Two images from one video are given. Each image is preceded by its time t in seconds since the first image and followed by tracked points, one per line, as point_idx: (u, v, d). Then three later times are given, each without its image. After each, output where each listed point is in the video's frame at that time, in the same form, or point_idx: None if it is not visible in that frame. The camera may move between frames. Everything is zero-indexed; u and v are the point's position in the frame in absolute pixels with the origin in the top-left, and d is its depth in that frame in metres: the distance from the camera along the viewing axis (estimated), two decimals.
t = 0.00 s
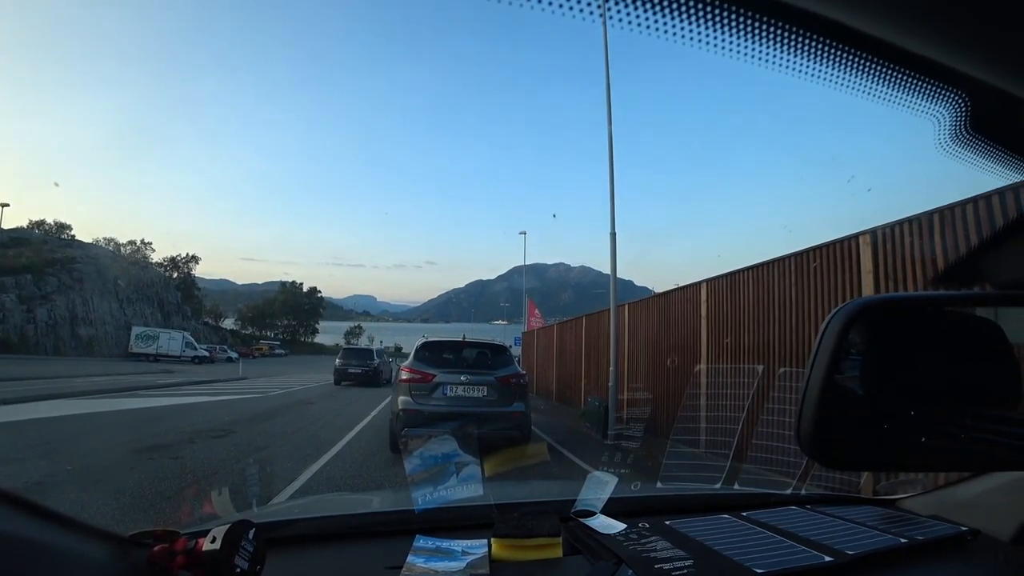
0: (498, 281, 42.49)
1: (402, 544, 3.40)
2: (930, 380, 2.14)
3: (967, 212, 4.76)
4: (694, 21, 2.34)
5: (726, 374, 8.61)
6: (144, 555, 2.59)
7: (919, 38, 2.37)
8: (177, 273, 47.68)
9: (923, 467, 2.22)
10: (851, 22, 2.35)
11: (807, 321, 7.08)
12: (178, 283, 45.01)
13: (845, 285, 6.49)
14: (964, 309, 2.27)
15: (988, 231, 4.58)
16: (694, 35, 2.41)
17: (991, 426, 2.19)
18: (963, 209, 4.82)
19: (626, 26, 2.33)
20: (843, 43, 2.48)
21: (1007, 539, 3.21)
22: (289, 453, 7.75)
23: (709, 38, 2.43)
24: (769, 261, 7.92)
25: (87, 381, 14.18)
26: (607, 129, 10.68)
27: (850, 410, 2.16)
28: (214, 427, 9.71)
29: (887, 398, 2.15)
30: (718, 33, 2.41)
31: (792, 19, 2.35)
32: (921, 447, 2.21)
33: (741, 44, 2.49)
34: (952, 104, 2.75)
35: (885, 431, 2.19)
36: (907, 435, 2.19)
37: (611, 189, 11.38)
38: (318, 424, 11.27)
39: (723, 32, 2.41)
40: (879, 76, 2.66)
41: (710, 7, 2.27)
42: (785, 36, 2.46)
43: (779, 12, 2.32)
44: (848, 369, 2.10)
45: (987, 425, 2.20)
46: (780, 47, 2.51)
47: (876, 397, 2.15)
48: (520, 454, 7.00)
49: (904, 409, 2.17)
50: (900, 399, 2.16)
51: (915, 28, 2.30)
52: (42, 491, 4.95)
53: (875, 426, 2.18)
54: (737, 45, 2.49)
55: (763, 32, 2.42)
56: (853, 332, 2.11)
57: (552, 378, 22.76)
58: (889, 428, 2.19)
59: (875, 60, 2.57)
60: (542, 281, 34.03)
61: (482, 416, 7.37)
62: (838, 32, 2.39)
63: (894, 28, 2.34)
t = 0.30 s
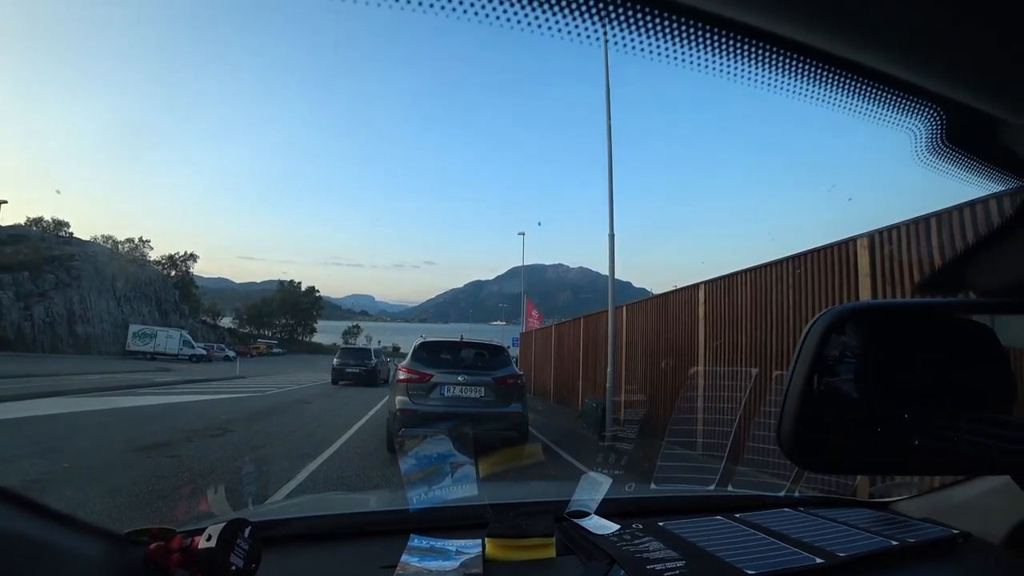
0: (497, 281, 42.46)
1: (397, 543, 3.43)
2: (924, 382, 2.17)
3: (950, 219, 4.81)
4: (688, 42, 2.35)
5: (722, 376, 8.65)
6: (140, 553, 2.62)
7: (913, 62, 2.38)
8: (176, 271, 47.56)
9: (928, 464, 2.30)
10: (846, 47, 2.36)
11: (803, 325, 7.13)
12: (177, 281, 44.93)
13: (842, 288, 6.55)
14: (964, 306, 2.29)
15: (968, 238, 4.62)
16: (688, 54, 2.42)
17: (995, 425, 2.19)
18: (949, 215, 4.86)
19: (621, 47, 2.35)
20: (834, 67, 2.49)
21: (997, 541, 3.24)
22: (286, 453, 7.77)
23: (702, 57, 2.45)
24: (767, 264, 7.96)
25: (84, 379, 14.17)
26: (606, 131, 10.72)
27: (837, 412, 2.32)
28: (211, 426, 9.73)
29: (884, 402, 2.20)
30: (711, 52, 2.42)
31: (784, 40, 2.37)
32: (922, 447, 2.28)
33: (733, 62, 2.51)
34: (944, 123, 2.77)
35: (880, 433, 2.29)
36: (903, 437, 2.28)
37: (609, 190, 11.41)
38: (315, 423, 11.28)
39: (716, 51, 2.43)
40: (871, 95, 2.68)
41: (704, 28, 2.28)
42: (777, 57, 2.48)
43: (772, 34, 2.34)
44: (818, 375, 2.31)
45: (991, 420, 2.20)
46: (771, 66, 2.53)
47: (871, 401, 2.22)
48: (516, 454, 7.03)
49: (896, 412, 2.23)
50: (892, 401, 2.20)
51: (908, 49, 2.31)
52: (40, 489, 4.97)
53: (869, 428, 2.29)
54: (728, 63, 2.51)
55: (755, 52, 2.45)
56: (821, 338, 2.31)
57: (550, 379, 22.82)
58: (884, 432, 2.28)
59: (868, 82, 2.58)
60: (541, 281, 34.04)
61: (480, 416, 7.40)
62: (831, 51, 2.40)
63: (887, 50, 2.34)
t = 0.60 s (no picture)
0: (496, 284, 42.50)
1: (392, 542, 3.49)
2: (915, 383, 2.32)
3: (920, 228, 4.94)
4: (681, 83, 2.32)
5: (720, 377, 8.71)
6: (136, 552, 2.67)
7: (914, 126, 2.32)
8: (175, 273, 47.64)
9: (921, 462, 2.43)
10: (845, 100, 2.29)
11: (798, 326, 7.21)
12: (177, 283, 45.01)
13: (837, 289, 6.63)
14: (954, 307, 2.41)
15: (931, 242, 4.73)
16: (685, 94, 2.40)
17: (994, 430, 2.37)
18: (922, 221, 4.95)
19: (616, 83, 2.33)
20: (835, 121, 2.45)
21: (989, 540, 3.30)
22: (285, 454, 7.81)
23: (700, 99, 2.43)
24: (763, 266, 8.04)
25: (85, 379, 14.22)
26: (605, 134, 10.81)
27: (835, 413, 2.41)
28: (210, 427, 9.78)
29: (877, 402, 2.34)
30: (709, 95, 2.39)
31: (782, 93, 2.33)
32: (917, 448, 2.41)
33: (733, 108, 2.48)
34: (936, 178, 2.74)
35: (874, 433, 2.41)
36: (896, 437, 2.40)
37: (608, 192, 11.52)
38: (314, 424, 11.34)
39: (711, 93, 2.37)
40: (872, 154, 2.63)
41: (697, 73, 2.25)
42: (777, 108, 2.44)
43: (770, 86, 2.30)
44: (811, 375, 2.38)
45: (980, 419, 2.35)
46: (772, 116, 2.49)
47: (867, 402, 2.34)
48: (512, 454, 7.08)
49: (889, 413, 2.36)
50: (885, 403, 2.34)
51: (906, 116, 2.26)
52: (40, 489, 5.02)
53: (863, 429, 2.41)
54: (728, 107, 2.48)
55: (754, 101, 2.41)
56: (812, 337, 2.38)
57: (548, 378, 22.92)
58: (876, 431, 2.41)
59: (871, 134, 2.50)
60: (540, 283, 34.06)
61: (477, 417, 7.45)
62: (829, 108, 2.36)
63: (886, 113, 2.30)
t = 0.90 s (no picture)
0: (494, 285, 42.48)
1: (389, 542, 3.47)
2: (915, 386, 2.29)
3: (921, 231, 4.94)
4: (685, 79, 2.31)
5: (718, 380, 8.70)
6: (132, 551, 2.65)
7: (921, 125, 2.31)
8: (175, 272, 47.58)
9: (915, 464, 2.44)
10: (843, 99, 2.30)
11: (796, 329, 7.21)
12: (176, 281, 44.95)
13: (835, 292, 6.64)
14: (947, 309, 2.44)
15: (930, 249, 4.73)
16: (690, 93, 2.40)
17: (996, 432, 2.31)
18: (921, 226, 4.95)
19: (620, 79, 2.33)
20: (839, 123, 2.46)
21: (986, 543, 3.29)
22: (282, 454, 7.79)
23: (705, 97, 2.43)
24: (762, 269, 8.04)
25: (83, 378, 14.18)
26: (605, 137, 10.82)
27: (832, 416, 2.41)
28: (207, 427, 9.75)
29: (874, 405, 2.31)
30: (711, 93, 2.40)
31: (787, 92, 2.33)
32: (914, 450, 2.40)
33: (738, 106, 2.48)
34: (942, 179, 2.74)
35: (871, 436, 2.41)
36: (893, 439, 2.40)
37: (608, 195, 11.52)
38: (312, 424, 11.31)
39: (714, 89, 2.37)
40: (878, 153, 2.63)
41: (700, 70, 2.24)
42: (787, 107, 2.44)
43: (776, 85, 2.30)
44: (809, 377, 2.39)
45: (978, 423, 2.32)
46: (782, 116, 2.49)
47: (864, 405, 2.32)
48: (510, 455, 7.07)
49: (887, 417, 2.34)
50: (884, 406, 2.31)
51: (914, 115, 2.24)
52: (37, 487, 5.00)
53: (861, 431, 2.41)
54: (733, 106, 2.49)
55: (764, 100, 2.40)
56: (810, 340, 2.38)
57: (546, 379, 22.91)
58: (874, 434, 2.41)
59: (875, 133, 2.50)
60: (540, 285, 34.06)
61: (476, 418, 7.44)
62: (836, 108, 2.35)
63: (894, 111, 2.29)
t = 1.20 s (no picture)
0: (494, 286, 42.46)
1: (394, 540, 3.42)
2: (916, 378, 2.27)
3: (924, 225, 4.90)
4: (713, 42, 2.22)
5: (720, 377, 8.66)
6: (134, 550, 2.60)
7: (942, 95, 2.26)
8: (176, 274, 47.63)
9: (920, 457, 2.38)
10: (863, 68, 2.25)
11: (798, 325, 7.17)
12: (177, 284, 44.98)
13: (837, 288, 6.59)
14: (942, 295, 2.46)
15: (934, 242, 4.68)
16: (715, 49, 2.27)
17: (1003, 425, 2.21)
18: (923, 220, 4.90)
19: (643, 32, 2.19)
20: (869, 79, 2.35)
21: (994, 538, 3.24)
22: (283, 455, 7.75)
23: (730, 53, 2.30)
24: (762, 265, 8.00)
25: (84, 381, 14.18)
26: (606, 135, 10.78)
27: (837, 412, 2.36)
28: (208, 428, 9.72)
29: (878, 399, 2.29)
30: (734, 49, 2.28)
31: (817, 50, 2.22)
32: (916, 445, 2.36)
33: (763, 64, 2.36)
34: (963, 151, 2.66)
35: (875, 431, 2.36)
36: (898, 435, 2.35)
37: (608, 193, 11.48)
38: (312, 425, 11.27)
39: (741, 49, 2.27)
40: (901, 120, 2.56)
41: (727, 27, 2.15)
42: (811, 73, 2.36)
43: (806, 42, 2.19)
44: (813, 374, 2.33)
45: (982, 419, 2.27)
46: (805, 79, 2.41)
47: (869, 400, 2.29)
48: (512, 454, 7.03)
49: (890, 411, 2.30)
50: (885, 399, 2.28)
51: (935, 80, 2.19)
52: (38, 488, 4.96)
53: (866, 427, 2.36)
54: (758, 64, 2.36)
55: (790, 62, 2.32)
56: (817, 338, 2.32)
57: (546, 380, 22.87)
58: (879, 430, 2.36)
59: (898, 99, 2.44)
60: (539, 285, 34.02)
61: (477, 417, 7.40)
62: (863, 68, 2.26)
63: (915, 78, 2.22)
